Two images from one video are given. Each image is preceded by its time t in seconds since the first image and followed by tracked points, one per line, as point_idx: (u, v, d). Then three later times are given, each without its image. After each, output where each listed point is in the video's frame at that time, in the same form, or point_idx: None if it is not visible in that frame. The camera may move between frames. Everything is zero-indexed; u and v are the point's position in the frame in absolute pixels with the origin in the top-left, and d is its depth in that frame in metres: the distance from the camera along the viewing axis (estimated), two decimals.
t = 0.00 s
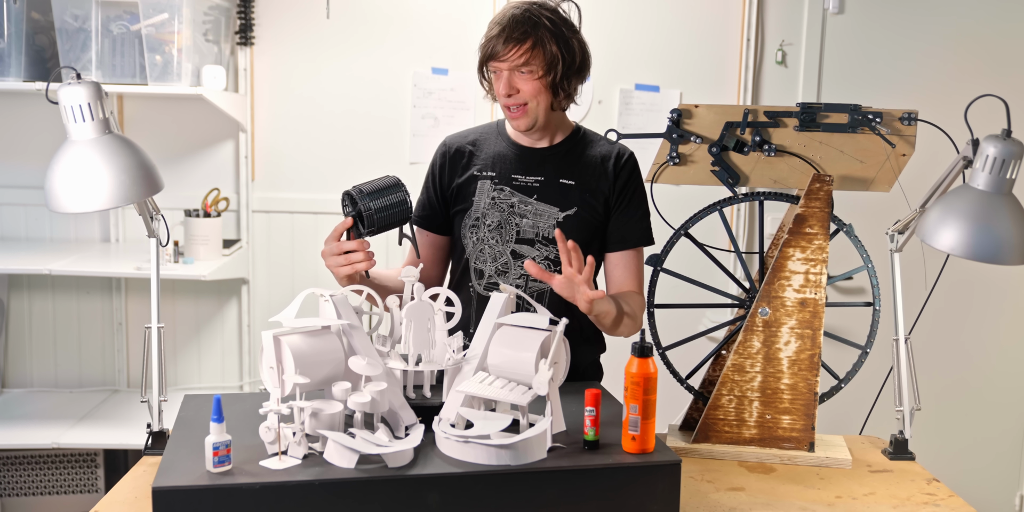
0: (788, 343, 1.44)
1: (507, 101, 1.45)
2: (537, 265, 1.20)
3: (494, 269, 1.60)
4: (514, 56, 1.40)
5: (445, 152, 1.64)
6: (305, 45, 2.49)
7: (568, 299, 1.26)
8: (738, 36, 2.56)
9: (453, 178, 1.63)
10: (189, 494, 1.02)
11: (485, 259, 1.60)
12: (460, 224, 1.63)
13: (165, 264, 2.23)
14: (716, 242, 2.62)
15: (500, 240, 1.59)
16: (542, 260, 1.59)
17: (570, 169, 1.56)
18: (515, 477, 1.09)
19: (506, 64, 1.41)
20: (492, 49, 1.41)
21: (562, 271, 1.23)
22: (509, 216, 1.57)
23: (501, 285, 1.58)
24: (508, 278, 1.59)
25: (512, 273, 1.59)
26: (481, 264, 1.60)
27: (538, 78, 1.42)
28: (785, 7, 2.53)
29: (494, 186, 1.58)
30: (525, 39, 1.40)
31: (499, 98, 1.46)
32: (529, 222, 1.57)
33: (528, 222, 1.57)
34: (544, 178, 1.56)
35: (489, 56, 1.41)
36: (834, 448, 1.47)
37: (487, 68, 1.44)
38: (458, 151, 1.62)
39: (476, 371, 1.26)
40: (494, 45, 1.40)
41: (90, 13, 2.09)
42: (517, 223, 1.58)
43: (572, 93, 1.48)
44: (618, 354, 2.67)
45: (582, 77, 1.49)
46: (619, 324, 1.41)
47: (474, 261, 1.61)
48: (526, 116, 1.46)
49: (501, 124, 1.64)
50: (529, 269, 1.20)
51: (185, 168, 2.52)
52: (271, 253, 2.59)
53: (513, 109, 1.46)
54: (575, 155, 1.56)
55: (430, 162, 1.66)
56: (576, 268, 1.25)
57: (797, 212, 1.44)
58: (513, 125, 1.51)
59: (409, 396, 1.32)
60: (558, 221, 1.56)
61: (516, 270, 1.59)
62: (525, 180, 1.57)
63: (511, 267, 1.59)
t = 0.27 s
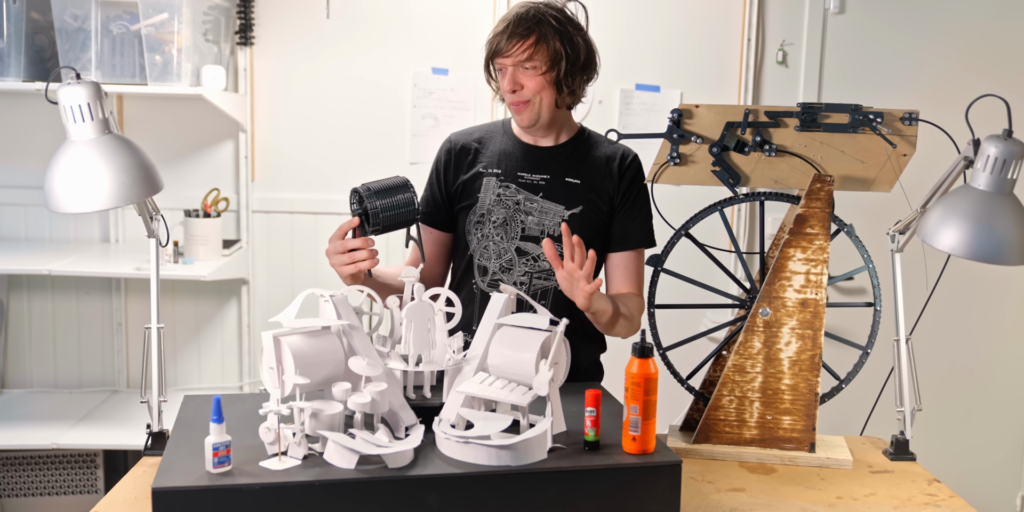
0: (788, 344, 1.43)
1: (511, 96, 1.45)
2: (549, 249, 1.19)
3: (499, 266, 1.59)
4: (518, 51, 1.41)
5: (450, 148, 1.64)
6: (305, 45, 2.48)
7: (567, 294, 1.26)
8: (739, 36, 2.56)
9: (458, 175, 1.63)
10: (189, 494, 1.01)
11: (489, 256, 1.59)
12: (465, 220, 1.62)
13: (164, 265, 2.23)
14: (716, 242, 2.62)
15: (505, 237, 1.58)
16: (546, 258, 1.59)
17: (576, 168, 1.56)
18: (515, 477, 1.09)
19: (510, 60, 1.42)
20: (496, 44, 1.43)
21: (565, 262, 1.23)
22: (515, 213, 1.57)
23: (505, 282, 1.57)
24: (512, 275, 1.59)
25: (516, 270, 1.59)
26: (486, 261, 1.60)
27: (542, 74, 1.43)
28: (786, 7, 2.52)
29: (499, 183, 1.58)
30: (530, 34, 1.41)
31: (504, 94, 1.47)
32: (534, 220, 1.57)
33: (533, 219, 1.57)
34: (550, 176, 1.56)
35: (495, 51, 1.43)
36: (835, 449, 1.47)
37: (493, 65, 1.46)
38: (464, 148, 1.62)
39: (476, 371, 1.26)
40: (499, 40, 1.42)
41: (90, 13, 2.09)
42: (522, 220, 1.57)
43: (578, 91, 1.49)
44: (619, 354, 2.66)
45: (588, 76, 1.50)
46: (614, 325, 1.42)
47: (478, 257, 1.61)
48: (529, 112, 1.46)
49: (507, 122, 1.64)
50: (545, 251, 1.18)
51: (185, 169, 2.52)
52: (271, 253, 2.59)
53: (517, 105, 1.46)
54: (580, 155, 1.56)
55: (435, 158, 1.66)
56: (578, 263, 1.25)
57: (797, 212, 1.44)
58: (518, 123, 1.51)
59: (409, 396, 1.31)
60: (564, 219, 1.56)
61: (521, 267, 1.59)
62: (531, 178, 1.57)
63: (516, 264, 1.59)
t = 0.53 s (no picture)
0: (789, 344, 1.43)
1: (520, 93, 1.44)
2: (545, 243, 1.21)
3: (501, 267, 1.59)
4: (527, 47, 1.42)
5: (453, 147, 1.63)
6: (304, 45, 2.48)
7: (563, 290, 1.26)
8: (739, 35, 2.56)
9: (461, 174, 1.62)
10: (189, 495, 1.01)
11: (492, 256, 1.60)
12: (468, 220, 1.62)
13: (164, 265, 2.22)
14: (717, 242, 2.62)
15: (508, 237, 1.58)
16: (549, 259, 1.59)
17: (579, 170, 1.56)
18: (516, 478, 1.09)
19: (519, 56, 1.42)
20: (504, 41, 1.43)
21: (562, 255, 1.23)
22: (518, 214, 1.57)
23: (508, 283, 1.57)
24: (515, 276, 1.59)
25: (519, 271, 1.59)
26: (488, 262, 1.60)
27: (551, 69, 1.43)
28: (787, 7, 2.52)
29: (503, 183, 1.58)
30: (538, 30, 1.42)
31: (512, 92, 1.46)
32: (537, 221, 1.57)
33: (536, 220, 1.57)
34: (554, 177, 1.56)
35: (503, 48, 1.43)
36: (835, 449, 1.46)
37: (499, 63, 1.46)
38: (468, 147, 1.62)
39: (476, 372, 1.25)
40: (507, 37, 1.42)
41: (89, 13, 2.09)
42: (525, 221, 1.57)
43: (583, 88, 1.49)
44: (619, 354, 2.66)
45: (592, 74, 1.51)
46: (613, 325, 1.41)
47: (481, 257, 1.61)
48: (539, 107, 1.45)
49: (510, 122, 1.63)
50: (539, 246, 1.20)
51: (185, 169, 2.52)
52: (271, 253, 2.58)
53: (526, 101, 1.45)
54: (584, 156, 1.56)
55: (438, 157, 1.65)
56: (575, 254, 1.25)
57: (798, 212, 1.43)
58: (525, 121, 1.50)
59: (408, 397, 1.31)
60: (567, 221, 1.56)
61: (524, 268, 1.59)
62: (534, 179, 1.57)
63: (518, 265, 1.59)
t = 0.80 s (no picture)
0: (790, 345, 1.43)
1: (534, 93, 1.44)
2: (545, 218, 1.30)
3: (508, 269, 1.59)
4: (539, 46, 1.42)
5: (456, 147, 1.62)
6: (304, 45, 2.48)
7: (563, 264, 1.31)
8: (740, 35, 2.55)
9: (465, 176, 1.62)
10: (189, 495, 1.01)
11: (498, 258, 1.59)
12: (472, 222, 1.62)
13: (164, 265, 2.22)
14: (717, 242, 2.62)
15: (514, 240, 1.58)
16: (555, 261, 1.59)
17: (584, 171, 1.56)
18: (516, 479, 1.09)
19: (531, 56, 1.43)
20: (514, 42, 1.43)
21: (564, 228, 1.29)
22: (524, 216, 1.57)
23: (514, 285, 1.57)
24: (521, 278, 1.59)
25: (525, 273, 1.59)
26: (494, 264, 1.60)
27: (563, 68, 1.43)
28: (788, 7, 2.52)
29: (508, 185, 1.58)
30: (548, 30, 1.43)
31: (523, 93, 1.46)
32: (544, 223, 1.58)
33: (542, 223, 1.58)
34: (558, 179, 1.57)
35: (514, 49, 1.43)
36: (836, 450, 1.46)
37: (508, 63, 1.46)
38: (471, 148, 1.61)
39: (476, 372, 1.25)
40: (518, 37, 1.42)
41: (89, 12, 2.08)
42: (532, 223, 1.58)
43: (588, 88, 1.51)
44: (619, 354, 2.66)
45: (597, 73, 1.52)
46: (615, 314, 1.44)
47: (486, 260, 1.60)
48: (552, 108, 1.45)
49: (514, 122, 1.63)
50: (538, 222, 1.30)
51: (185, 169, 2.51)
52: (271, 253, 2.58)
53: (539, 101, 1.45)
54: (587, 157, 1.57)
55: (440, 158, 1.64)
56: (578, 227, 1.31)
57: (799, 212, 1.43)
58: (534, 122, 1.49)
59: (409, 397, 1.31)
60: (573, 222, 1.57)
61: (530, 270, 1.58)
62: (540, 181, 1.57)
63: (524, 267, 1.59)
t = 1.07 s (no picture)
0: (791, 345, 1.42)
1: (533, 95, 1.44)
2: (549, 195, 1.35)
3: (512, 271, 1.59)
4: (538, 47, 1.42)
5: (456, 148, 1.61)
6: (304, 45, 2.48)
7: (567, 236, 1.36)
8: (741, 35, 2.55)
9: (466, 178, 1.61)
10: (189, 496, 1.01)
11: (502, 261, 1.59)
12: (474, 224, 1.61)
13: (163, 266, 2.22)
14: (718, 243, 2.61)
15: (518, 242, 1.58)
16: (559, 263, 1.59)
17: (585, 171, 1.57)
18: (516, 479, 1.08)
19: (530, 57, 1.42)
20: (512, 43, 1.43)
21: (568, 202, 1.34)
22: (527, 218, 1.58)
23: (519, 287, 1.57)
24: (525, 280, 1.59)
25: (529, 275, 1.59)
26: (498, 266, 1.59)
27: (562, 69, 1.43)
28: (789, 7, 2.52)
29: (510, 187, 1.58)
30: (547, 30, 1.42)
31: (522, 96, 1.46)
32: (546, 224, 1.58)
33: (545, 224, 1.58)
34: (560, 180, 1.57)
35: (513, 50, 1.43)
36: (837, 450, 1.46)
37: (507, 64, 1.46)
38: (471, 149, 1.60)
39: (477, 373, 1.25)
40: (516, 38, 1.42)
41: (88, 12, 2.08)
42: (535, 225, 1.58)
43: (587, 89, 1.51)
44: (619, 355, 2.66)
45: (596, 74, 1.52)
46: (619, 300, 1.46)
47: (490, 262, 1.60)
48: (551, 111, 1.45)
49: (513, 122, 1.63)
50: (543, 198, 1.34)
51: (185, 169, 2.51)
52: (271, 254, 2.58)
53: (538, 104, 1.45)
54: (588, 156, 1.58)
55: (440, 159, 1.63)
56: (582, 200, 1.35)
57: (800, 212, 1.43)
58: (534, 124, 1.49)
59: (409, 398, 1.30)
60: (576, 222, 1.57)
61: (534, 271, 1.59)
62: (541, 182, 1.57)
63: (529, 269, 1.59)
